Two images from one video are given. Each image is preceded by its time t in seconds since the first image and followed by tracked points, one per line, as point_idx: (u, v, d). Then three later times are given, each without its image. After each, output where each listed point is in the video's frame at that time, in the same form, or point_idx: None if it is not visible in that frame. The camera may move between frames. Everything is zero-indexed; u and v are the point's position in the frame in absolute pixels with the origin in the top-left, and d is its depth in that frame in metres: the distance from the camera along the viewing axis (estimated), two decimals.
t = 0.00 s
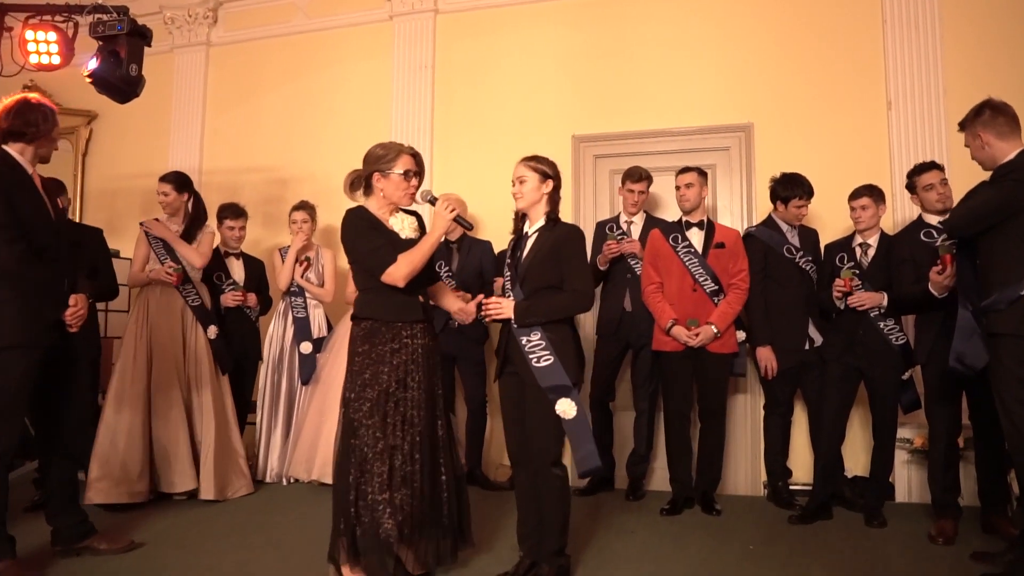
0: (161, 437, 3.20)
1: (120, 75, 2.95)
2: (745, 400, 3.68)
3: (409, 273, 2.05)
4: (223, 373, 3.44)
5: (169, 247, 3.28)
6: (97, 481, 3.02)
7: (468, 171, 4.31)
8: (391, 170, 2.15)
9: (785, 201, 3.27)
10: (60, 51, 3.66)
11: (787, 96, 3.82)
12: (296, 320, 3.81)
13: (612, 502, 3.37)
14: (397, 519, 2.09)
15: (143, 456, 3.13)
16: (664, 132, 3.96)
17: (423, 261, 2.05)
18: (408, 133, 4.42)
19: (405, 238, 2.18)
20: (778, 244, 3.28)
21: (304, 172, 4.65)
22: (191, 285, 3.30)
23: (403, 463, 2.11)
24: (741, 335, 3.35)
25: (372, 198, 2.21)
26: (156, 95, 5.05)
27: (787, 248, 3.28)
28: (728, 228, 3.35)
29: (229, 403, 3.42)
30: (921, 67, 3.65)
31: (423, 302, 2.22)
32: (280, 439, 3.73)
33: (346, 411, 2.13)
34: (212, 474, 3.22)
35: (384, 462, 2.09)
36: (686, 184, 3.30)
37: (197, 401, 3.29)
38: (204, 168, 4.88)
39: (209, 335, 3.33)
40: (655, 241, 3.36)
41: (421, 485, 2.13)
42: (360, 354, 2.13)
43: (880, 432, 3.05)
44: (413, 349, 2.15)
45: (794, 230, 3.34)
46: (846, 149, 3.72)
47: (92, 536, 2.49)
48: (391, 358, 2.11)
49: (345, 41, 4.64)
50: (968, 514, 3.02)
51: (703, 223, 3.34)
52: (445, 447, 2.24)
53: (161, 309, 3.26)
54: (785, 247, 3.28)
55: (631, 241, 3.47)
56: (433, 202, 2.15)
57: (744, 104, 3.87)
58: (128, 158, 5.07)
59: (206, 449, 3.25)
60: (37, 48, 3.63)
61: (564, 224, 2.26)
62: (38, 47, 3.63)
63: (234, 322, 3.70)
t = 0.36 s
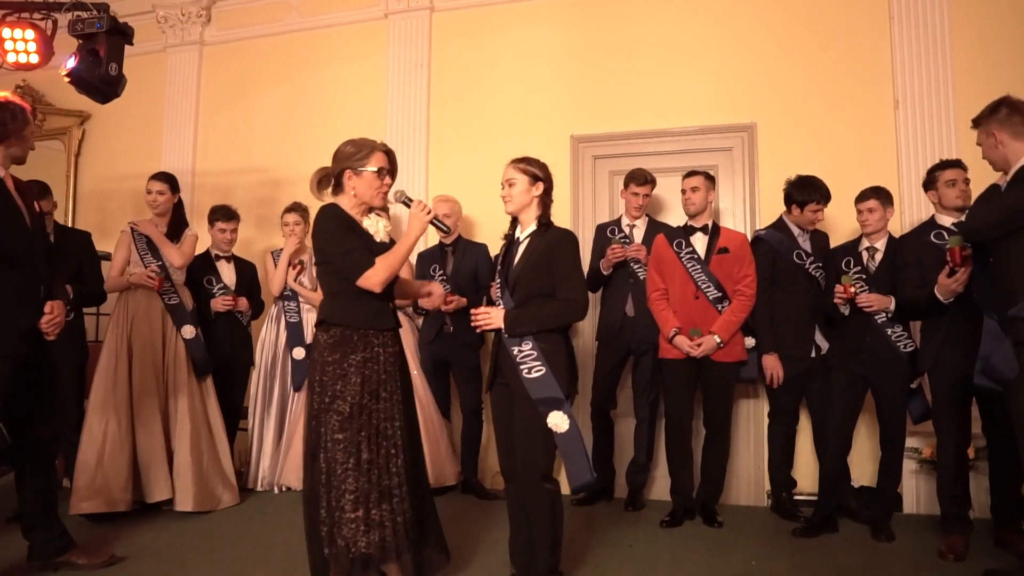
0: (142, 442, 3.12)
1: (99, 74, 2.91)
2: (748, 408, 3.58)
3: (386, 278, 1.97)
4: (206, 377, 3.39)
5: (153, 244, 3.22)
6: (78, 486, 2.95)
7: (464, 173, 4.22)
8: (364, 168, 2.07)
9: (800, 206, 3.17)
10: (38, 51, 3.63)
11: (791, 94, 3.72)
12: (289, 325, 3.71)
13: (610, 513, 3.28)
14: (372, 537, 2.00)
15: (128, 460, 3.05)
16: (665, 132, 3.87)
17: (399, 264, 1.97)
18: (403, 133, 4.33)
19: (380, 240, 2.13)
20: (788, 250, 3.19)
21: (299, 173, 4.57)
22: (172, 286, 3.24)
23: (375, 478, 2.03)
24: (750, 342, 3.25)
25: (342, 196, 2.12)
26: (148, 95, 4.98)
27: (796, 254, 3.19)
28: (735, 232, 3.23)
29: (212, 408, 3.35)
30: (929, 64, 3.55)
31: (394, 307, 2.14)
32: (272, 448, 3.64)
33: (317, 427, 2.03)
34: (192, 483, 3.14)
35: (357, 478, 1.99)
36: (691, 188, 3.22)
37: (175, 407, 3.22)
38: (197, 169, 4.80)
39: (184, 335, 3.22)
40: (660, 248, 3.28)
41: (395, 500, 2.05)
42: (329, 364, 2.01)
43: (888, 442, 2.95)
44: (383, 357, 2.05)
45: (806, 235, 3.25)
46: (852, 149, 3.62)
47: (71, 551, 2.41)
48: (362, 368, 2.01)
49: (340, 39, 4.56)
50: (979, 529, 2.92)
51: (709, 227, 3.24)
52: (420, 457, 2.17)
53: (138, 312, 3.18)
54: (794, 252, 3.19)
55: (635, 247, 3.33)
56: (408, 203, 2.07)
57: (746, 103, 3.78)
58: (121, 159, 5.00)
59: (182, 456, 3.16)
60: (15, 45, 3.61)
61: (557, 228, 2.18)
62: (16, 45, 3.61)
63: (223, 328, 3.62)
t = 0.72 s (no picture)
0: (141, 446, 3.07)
1: (102, 67, 2.86)
2: (771, 410, 3.47)
3: (378, 277, 1.90)
4: (214, 380, 3.36)
5: (156, 242, 3.24)
6: (89, 491, 2.94)
7: (478, 169, 4.13)
8: (357, 165, 2.01)
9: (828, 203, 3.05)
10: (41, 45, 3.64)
11: (816, 85, 3.59)
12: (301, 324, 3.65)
13: (627, 518, 3.19)
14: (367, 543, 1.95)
15: (127, 470, 3.03)
16: (685, 125, 3.75)
17: (392, 262, 1.89)
18: (417, 129, 4.25)
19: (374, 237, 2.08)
20: (815, 246, 3.08)
21: (311, 170, 4.51)
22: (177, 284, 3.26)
23: (369, 482, 1.97)
24: (776, 341, 3.14)
25: (338, 194, 2.06)
26: (161, 93, 4.95)
27: (825, 251, 3.06)
28: (761, 228, 3.12)
29: (217, 408, 3.31)
30: (962, 52, 3.40)
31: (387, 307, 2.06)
32: (284, 449, 3.58)
33: (309, 431, 1.95)
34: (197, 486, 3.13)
35: (351, 483, 1.94)
36: (714, 183, 3.11)
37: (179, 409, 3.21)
38: (210, 167, 4.76)
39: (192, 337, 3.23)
40: (682, 243, 3.17)
41: (388, 505, 1.99)
42: (322, 365, 1.94)
43: (920, 447, 2.82)
44: (377, 358, 1.99)
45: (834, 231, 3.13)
46: (880, 142, 3.48)
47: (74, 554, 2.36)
48: (357, 370, 1.95)
49: (352, 34, 4.49)
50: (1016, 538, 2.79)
51: (733, 223, 3.14)
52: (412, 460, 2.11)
53: (151, 309, 3.19)
54: (823, 249, 3.07)
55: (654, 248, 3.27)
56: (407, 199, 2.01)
57: (769, 94, 3.65)
58: (134, 157, 4.98)
59: (180, 458, 3.12)
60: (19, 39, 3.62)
61: (573, 223, 2.07)
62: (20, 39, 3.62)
63: (233, 327, 3.57)
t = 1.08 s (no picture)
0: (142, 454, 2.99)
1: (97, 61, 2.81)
2: (791, 416, 3.34)
3: (377, 278, 1.79)
4: (213, 381, 3.31)
5: (155, 242, 3.19)
6: (87, 501, 2.85)
7: (487, 168, 4.03)
8: (358, 165, 1.91)
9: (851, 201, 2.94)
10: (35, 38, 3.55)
11: (837, 79, 3.46)
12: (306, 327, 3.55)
13: (642, 528, 3.08)
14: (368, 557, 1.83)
15: (128, 479, 2.94)
16: (701, 121, 3.63)
17: (390, 265, 1.79)
18: (424, 126, 4.16)
19: (377, 238, 1.96)
20: (839, 245, 2.97)
21: (317, 170, 4.42)
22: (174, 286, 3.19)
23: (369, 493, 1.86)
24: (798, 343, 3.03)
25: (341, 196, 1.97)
26: (165, 92, 4.88)
27: (848, 250, 2.97)
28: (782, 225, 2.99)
29: (219, 414, 3.25)
30: (991, 44, 3.26)
31: (393, 310, 1.95)
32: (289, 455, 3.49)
33: (309, 438, 1.84)
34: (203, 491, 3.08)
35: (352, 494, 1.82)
36: (728, 182, 2.99)
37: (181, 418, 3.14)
38: (214, 166, 4.68)
39: (192, 339, 3.16)
40: (700, 243, 3.07)
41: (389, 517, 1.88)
42: (324, 370, 1.85)
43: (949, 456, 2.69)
44: (381, 363, 1.89)
45: (858, 229, 3.03)
46: (904, 137, 3.35)
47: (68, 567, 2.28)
48: (360, 375, 1.84)
49: (358, 30, 4.40)
50: None
51: (752, 220, 3.01)
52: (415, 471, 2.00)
53: (151, 315, 3.11)
54: (846, 249, 2.97)
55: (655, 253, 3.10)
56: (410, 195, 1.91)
57: (789, 88, 3.53)
58: (138, 157, 4.91)
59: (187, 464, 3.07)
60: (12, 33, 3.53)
61: (592, 222, 1.96)
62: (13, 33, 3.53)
63: (235, 330, 3.48)
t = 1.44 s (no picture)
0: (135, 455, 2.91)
1: (89, 50, 2.75)
2: (803, 417, 3.25)
3: (391, 272, 1.68)
4: (211, 381, 3.23)
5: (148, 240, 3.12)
6: (80, 504, 2.76)
7: (490, 163, 3.95)
8: (357, 158, 1.80)
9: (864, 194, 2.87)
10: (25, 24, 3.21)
11: (850, 71, 3.37)
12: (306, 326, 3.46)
13: (650, 533, 2.99)
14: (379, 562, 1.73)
15: (121, 479, 2.85)
16: (709, 115, 3.54)
17: (401, 259, 1.68)
18: (426, 121, 4.07)
19: (392, 231, 1.83)
20: (853, 240, 2.89)
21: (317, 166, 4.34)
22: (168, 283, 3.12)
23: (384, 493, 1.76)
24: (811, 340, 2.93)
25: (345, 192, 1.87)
26: (163, 87, 4.80)
27: (863, 245, 2.88)
28: (793, 219, 2.87)
29: (217, 414, 3.18)
30: (1009, 33, 3.17)
31: (413, 306, 1.83)
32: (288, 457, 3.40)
33: (320, 435, 1.75)
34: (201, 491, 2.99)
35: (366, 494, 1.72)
36: (733, 178, 2.91)
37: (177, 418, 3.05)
38: (213, 163, 4.60)
39: (187, 338, 3.10)
40: (710, 239, 3.00)
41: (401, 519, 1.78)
42: (340, 367, 1.76)
43: (970, 459, 2.60)
44: (399, 361, 1.78)
45: (871, 224, 2.94)
46: (920, 131, 3.26)
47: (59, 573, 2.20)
48: (377, 373, 1.74)
49: (359, 24, 4.32)
50: None
51: (762, 215, 2.92)
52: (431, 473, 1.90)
53: (143, 312, 3.03)
54: (861, 244, 2.89)
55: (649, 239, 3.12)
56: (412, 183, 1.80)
57: (801, 81, 3.44)
58: (135, 154, 4.83)
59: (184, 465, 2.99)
60: None
61: (605, 214, 1.87)
62: None
63: (232, 330, 3.40)
